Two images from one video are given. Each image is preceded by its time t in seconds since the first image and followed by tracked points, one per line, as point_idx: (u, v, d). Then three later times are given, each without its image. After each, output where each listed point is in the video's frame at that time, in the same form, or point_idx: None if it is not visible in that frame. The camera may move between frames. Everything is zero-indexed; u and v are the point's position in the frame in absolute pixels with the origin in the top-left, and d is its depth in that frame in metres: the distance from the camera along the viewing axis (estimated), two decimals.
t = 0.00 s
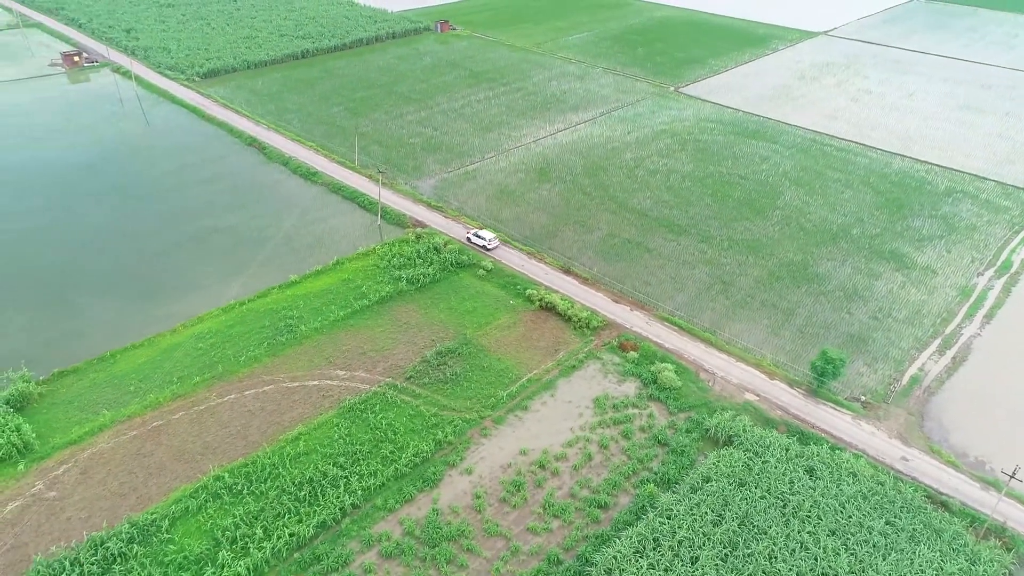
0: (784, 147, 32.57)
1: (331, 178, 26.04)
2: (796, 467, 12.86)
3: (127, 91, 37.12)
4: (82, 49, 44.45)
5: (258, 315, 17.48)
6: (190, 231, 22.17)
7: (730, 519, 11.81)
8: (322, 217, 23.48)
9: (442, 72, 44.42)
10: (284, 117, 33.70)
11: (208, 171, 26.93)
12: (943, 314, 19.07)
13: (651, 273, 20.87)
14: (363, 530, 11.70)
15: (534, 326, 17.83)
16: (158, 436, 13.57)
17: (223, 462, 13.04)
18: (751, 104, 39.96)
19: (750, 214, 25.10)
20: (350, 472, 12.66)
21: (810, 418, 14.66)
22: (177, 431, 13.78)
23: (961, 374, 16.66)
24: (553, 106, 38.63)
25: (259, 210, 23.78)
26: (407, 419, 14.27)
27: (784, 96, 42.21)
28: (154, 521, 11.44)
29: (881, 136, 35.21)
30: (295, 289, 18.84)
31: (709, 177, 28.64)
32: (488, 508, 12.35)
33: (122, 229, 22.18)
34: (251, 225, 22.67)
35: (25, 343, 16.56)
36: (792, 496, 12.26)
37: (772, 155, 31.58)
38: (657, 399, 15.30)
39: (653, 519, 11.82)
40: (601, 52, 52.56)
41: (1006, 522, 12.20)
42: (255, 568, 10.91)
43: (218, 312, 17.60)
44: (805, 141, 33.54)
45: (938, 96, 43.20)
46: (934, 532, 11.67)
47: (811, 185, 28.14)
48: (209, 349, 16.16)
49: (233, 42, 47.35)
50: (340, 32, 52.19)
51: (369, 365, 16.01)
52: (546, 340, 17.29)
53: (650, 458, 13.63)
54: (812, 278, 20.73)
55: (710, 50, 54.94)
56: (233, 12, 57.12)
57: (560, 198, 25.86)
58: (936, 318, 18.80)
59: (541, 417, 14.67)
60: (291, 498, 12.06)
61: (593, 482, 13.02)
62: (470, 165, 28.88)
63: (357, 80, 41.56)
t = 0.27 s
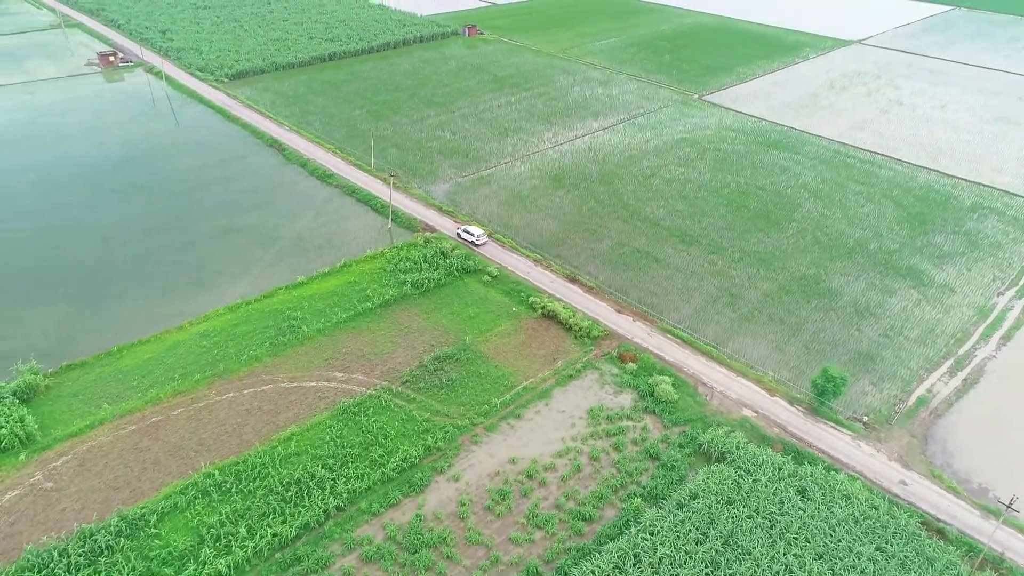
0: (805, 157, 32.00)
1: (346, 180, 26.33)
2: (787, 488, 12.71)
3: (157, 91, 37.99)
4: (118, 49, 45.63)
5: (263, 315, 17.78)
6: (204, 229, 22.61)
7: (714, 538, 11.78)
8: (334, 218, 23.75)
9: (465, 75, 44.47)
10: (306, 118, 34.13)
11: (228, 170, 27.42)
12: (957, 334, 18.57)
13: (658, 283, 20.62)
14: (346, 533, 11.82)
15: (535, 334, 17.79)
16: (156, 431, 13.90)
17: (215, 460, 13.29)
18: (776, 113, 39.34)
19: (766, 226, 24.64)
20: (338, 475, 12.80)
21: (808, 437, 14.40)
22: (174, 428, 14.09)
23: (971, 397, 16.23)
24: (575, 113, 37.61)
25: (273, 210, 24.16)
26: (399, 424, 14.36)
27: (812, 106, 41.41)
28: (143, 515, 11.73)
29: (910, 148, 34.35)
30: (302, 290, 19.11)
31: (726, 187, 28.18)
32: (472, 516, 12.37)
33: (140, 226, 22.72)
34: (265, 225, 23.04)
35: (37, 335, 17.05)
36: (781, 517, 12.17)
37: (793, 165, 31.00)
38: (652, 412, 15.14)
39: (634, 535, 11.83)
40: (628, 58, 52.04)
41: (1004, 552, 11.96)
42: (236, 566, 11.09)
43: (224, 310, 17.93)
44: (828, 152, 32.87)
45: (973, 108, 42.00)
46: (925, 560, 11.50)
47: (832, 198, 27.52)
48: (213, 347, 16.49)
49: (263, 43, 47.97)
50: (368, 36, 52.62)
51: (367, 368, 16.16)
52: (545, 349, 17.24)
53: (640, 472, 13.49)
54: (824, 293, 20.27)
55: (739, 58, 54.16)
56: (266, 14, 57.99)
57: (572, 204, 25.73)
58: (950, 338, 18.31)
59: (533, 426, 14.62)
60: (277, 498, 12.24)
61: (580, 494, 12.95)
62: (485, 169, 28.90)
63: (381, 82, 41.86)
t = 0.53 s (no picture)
0: (821, 168, 31.46)
1: (355, 184, 26.49)
2: (776, 509, 12.52)
3: (179, 92, 38.62)
4: (144, 50, 46.48)
5: (262, 317, 17.94)
6: (213, 230, 22.89)
7: (696, 558, 11.70)
8: (341, 222, 23.89)
9: (483, 80, 44.44)
10: (321, 121, 34.42)
11: (240, 171, 27.76)
12: (967, 354, 18.09)
13: (661, 294, 20.35)
14: (326, 539, 11.86)
15: (532, 344, 17.68)
16: (149, 431, 14.10)
17: (204, 462, 13.44)
18: (795, 122, 38.78)
19: (776, 238, 24.19)
20: (323, 480, 12.85)
21: (802, 457, 14.11)
22: (167, 428, 14.27)
23: (976, 420, 15.81)
24: (590, 119, 37.36)
25: (282, 213, 24.40)
26: (388, 431, 14.36)
27: (833, 116, 40.70)
28: (128, 514, 11.93)
29: (932, 161, 33.58)
30: (303, 293, 19.24)
31: (738, 198, 27.76)
32: (453, 526, 12.32)
33: (151, 225, 23.11)
34: (272, 227, 23.27)
35: (41, 331, 17.38)
36: (767, 539, 12.04)
37: (809, 176, 30.45)
38: (645, 426, 14.94)
39: (614, 552, 11.79)
40: (649, 65, 51.56)
41: None
42: (214, 569, 11.19)
43: (225, 311, 18.11)
44: (846, 163, 32.27)
45: (1001, 120, 40.98)
46: None
47: (847, 211, 26.96)
48: (211, 348, 16.68)
49: (285, 45, 48.39)
50: (389, 39, 52.90)
51: (361, 373, 16.21)
52: (541, 359, 17.13)
53: (627, 486, 13.33)
54: (831, 308, 19.84)
55: (762, 66, 53.44)
56: (290, 17, 58.61)
57: (580, 212, 25.56)
58: (959, 359, 17.84)
59: (523, 437, 14.53)
60: (261, 502, 12.33)
61: (564, 507, 12.84)
62: (495, 174, 28.87)
63: (399, 85, 42.05)
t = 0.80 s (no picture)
0: (834, 179, 30.91)
1: (360, 189, 26.56)
2: (761, 532, 12.29)
3: (194, 94, 39.10)
4: (164, 52, 47.18)
5: (257, 322, 18.01)
6: (216, 233, 23.09)
7: None
8: (343, 226, 23.95)
9: (496, 85, 44.37)
10: (331, 125, 34.60)
11: (248, 174, 27.98)
12: (972, 375, 17.61)
13: (659, 306, 20.08)
14: (302, 549, 11.85)
15: (525, 354, 17.52)
16: (136, 434, 14.22)
17: (188, 467, 13.50)
18: (809, 131, 38.18)
19: (782, 251, 23.77)
20: (303, 489, 12.83)
21: (792, 478, 13.81)
22: (155, 431, 14.38)
23: (978, 443, 15.36)
24: (602, 124, 37.18)
25: (285, 216, 24.53)
26: (373, 440, 14.30)
27: (850, 125, 40.01)
28: (107, 518, 12.02)
29: (950, 173, 32.84)
30: (300, 298, 19.29)
31: (746, 208, 27.34)
32: (431, 539, 12.24)
33: (156, 227, 23.37)
34: (274, 231, 23.40)
35: (40, 330, 17.62)
36: (749, 563, 11.82)
37: (821, 187, 29.92)
38: (633, 441, 14.71)
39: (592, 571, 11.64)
40: (666, 71, 51.07)
41: None
42: None
43: (221, 315, 18.22)
44: (860, 175, 31.66)
45: None
46: None
47: (857, 223, 26.43)
48: (203, 352, 16.78)
49: (301, 48, 48.73)
50: (405, 42, 53.08)
51: (351, 380, 16.18)
52: (533, 369, 16.97)
53: (610, 504, 13.14)
54: (834, 324, 19.43)
55: (781, 73, 52.73)
56: (308, 21, 59.10)
57: (583, 220, 25.37)
58: (963, 379, 17.37)
59: (508, 449, 14.38)
60: (239, 509, 12.34)
61: (545, 523, 12.70)
62: (500, 180, 28.76)
63: (411, 89, 42.17)
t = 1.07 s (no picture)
0: (849, 191, 30.19)
1: (365, 195, 26.58)
2: (743, 561, 12.00)
3: (212, 96, 39.58)
4: (185, 55, 47.86)
5: (252, 328, 18.06)
6: (220, 236, 23.24)
7: None
8: (346, 231, 23.99)
9: (511, 91, 44.19)
10: (343, 129, 34.75)
11: (256, 178, 28.17)
12: (980, 401, 17.04)
13: (659, 320, 19.72)
14: (276, 562, 11.81)
15: (518, 367, 17.31)
16: (122, 438, 14.28)
17: (169, 473, 13.52)
18: (827, 142, 37.41)
19: (790, 266, 23.24)
20: (281, 500, 12.80)
21: (782, 504, 13.45)
22: (141, 436, 14.44)
23: (980, 474, 14.86)
24: (615, 132, 36.87)
25: (290, 220, 24.62)
26: (356, 451, 14.21)
27: (870, 136, 39.15)
28: (86, 524, 12.09)
29: (971, 187, 31.94)
30: (296, 304, 19.32)
31: (756, 220, 26.78)
32: (407, 556, 12.14)
33: (163, 229, 23.63)
34: (278, 235, 23.52)
35: (39, 332, 17.87)
36: None
37: (835, 200, 29.24)
38: (620, 460, 14.44)
39: None
40: (684, 78, 50.45)
41: None
42: None
43: (217, 320, 18.30)
44: (877, 188, 30.89)
45: None
46: None
47: (870, 238, 25.75)
48: (196, 356, 16.85)
49: (319, 52, 49.07)
50: (423, 47, 53.23)
51: (339, 389, 16.12)
52: (524, 383, 16.76)
53: (591, 525, 12.92)
54: (838, 344, 18.94)
55: (802, 82, 51.84)
56: (329, 25, 59.56)
57: (588, 230, 25.09)
58: (970, 405, 16.83)
59: (492, 465, 14.21)
60: (216, 519, 12.34)
61: (523, 544, 12.52)
62: (507, 188, 28.59)
63: (426, 94, 42.20)
